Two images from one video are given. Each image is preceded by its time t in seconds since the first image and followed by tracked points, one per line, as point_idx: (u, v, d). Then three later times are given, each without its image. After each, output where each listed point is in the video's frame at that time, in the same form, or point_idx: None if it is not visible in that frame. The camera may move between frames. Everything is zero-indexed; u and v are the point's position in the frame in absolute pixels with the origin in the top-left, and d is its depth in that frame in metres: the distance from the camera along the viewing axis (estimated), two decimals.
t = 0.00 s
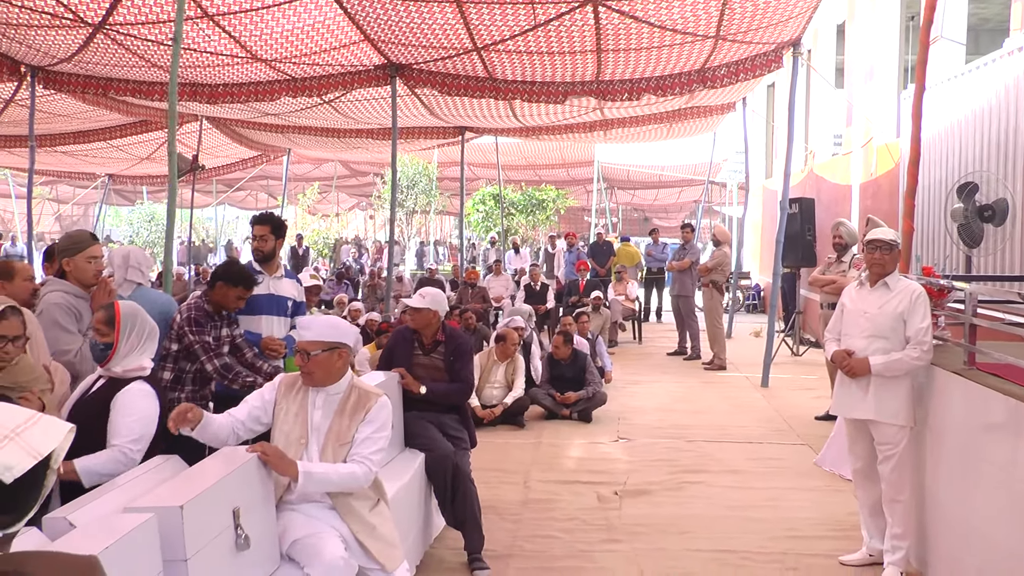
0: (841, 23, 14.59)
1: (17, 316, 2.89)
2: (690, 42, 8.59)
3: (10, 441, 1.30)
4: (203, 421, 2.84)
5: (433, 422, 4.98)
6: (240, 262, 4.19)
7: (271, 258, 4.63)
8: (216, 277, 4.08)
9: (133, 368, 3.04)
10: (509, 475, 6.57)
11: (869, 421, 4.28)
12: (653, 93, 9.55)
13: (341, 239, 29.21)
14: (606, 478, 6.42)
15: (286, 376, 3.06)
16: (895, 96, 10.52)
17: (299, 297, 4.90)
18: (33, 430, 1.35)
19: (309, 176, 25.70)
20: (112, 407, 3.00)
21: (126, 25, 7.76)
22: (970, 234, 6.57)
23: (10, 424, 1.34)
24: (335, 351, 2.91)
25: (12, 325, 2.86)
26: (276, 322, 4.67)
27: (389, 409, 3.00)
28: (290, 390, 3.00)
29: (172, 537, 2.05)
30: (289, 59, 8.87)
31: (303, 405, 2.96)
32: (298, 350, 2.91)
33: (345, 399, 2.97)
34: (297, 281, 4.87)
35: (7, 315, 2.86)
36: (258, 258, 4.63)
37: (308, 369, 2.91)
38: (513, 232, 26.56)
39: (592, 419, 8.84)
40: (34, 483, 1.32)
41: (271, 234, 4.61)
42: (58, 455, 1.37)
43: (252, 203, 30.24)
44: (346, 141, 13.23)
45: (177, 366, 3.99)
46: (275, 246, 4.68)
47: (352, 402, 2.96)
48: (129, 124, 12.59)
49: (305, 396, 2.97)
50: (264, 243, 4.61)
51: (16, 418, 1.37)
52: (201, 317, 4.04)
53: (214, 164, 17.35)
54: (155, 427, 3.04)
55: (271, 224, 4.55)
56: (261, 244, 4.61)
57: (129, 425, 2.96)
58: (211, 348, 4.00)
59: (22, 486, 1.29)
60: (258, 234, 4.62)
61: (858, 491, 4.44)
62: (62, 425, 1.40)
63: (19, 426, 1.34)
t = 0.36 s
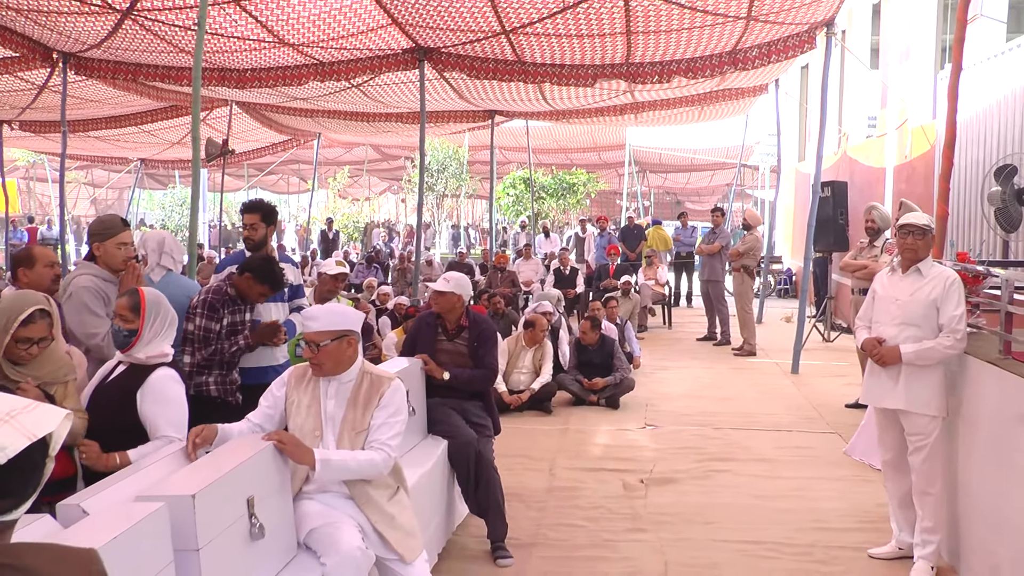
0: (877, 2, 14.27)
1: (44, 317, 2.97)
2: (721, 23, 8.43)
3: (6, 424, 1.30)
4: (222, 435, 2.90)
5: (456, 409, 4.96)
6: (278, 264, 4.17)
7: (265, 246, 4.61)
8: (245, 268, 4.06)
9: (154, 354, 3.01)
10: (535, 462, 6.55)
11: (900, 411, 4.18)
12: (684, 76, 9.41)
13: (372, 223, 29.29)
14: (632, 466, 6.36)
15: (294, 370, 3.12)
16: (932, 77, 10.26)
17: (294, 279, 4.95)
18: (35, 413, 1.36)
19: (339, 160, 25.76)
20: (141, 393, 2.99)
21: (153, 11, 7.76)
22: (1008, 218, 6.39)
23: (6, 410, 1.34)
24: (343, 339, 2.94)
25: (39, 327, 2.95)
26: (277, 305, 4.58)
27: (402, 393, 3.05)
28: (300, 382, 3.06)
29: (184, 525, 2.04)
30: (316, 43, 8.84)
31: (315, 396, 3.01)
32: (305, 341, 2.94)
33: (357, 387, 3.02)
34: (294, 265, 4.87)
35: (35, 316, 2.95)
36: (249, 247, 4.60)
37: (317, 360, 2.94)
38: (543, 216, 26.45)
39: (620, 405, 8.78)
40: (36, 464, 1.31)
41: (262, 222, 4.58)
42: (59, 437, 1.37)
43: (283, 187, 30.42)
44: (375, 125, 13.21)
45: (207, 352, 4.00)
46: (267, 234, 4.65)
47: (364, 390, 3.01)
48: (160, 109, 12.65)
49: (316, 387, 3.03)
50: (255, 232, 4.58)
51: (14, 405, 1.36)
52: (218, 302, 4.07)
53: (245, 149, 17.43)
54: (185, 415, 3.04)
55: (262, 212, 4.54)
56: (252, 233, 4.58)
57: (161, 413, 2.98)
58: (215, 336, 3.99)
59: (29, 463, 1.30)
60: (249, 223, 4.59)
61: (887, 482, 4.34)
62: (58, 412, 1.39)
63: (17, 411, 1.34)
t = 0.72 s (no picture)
0: None
1: (65, 304, 2.99)
2: (752, 6, 8.28)
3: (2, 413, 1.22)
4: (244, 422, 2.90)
5: (481, 396, 4.95)
6: (286, 241, 4.16)
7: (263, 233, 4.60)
8: (255, 249, 4.04)
9: (178, 341, 3.02)
10: (561, 449, 6.53)
11: (931, 401, 4.10)
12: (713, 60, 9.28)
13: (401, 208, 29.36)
14: (658, 454, 6.32)
15: (309, 358, 3.14)
16: (969, 59, 10.03)
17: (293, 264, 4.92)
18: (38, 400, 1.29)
19: (368, 146, 25.81)
20: (164, 378, 3.00)
21: None
22: None
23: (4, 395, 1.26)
24: (353, 327, 2.96)
25: (59, 314, 2.97)
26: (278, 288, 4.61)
27: (416, 379, 3.06)
28: (314, 371, 3.08)
29: (201, 512, 2.04)
30: (342, 29, 8.84)
31: (329, 385, 3.04)
32: (315, 330, 2.96)
33: (372, 373, 3.04)
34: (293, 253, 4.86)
35: (56, 303, 2.96)
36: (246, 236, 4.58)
37: (327, 349, 2.96)
38: (572, 202, 26.33)
39: (647, 392, 8.73)
40: (37, 454, 1.25)
41: (257, 210, 4.55)
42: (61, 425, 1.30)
43: (312, 174, 30.56)
44: (403, 110, 13.19)
45: (233, 334, 4.02)
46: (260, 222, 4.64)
47: (378, 376, 3.03)
48: (190, 95, 12.72)
49: (331, 375, 3.05)
50: (249, 221, 4.57)
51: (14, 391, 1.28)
52: (233, 285, 4.08)
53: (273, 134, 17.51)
54: (206, 399, 3.06)
55: (257, 199, 4.52)
56: (247, 223, 4.57)
57: (185, 398, 3.01)
58: (230, 321, 4.00)
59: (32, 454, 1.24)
60: (243, 212, 4.57)
61: (917, 473, 4.26)
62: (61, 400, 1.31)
63: (16, 399, 1.26)
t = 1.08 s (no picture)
0: None
1: (101, 287, 3.01)
2: None
3: None
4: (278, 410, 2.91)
5: (519, 387, 4.91)
6: (320, 227, 4.18)
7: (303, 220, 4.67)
8: (290, 236, 4.09)
9: (209, 330, 3.05)
10: (602, 440, 6.47)
11: (982, 396, 3.95)
12: (758, 45, 9.07)
13: (447, 198, 29.42)
14: (700, 446, 6.23)
15: (338, 348, 3.14)
16: None
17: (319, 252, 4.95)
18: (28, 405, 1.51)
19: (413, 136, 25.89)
20: (195, 366, 3.03)
21: None
22: None
23: None
24: (378, 316, 2.94)
25: (97, 300, 2.98)
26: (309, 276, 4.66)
27: (445, 369, 3.04)
28: (343, 361, 3.08)
29: (226, 502, 2.05)
30: (384, 19, 8.84)
31: (358, 374, 3.03)
32: (341, 320, 2.94)
33: (400, 363, 3.03)
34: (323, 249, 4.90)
35: (92, 288, 2.98)
36: (282, 222, 4.62)
37: (354, 339, 2.95)
38: (618, 190, 26.09)
39: (692, 383, 8.60)
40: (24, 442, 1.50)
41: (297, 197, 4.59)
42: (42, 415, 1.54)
43: (359, 164, 30.75)
44: (448, 100, 13.12)
45: (264, 324, 4.07)
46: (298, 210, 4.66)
47: (406, 366, 3.02)
48: (236, 87, 12.85)
49: (360, 365, 3.04)
50: (293, 206, 4.64)
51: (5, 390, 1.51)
52: (268, 273, 4.10)
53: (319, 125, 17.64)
54: (231, 389, 3.05)
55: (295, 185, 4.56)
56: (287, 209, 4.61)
57: (210, 386, 3.00)
58: (263, 310, 4.03)
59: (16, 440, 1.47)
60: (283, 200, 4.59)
61: (967, 470, 4.12)
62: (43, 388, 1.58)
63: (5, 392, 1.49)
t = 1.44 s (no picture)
0: None
1: (184, 271, 2.94)
2: None
3: None
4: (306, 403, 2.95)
5: (562, 379, 4.84)
6: (360, 217, 4.21)
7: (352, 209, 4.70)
8: (331, 226, 4.12)
9: (249, 321, 3.10)
10: (650, 434, 6.40)
11: None
12: (816, 31, 8.82)
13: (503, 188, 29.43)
14: (749, 442, 6.11)
15: (375, 339, 3.15)
16: None
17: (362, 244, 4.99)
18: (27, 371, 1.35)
19: (470, 127, 25.95)
20: (240, 356, 3.08)
21: None
22: None
23: None
24: (416, 308, 2.93)
25: (178, 283, 2.91)
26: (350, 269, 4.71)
27: (482, 362, 3.03)
28: (381, 352, 3.08)
29: (252, 492, 2.06)
30: (436, 11, 8.85)
31: (394, 366, 3.04)
32: (379, 311, 2.94)
33: (436, 356, 3.02)
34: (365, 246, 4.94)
35: (175, 270, 2.92)
36: (333, 210, 4.67)
37: (391, 330, 2.94)
38: (675, 180, 25.75)
39: (744, 377, 8.44)
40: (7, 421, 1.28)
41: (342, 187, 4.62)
42: (31, 391, 1.34)
43: (416, 154, 30.91)
44: (503, 91, 13.04)
45: (307, 315, 4.11)
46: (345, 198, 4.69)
47: (443, 359, 3.01)
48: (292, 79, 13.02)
49: (396, 357, 3.04)
50: (345, 194, 4.68)
51: None
52: (309, 264, 4.13)
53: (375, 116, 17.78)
54: (279, 374, 3.13)
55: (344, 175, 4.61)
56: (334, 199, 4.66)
57: (257, 371, 3.07)
58: (305, 302, 4.06)
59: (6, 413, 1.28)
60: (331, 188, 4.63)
61: None
62: (27, 367, 1.36)
63: None
